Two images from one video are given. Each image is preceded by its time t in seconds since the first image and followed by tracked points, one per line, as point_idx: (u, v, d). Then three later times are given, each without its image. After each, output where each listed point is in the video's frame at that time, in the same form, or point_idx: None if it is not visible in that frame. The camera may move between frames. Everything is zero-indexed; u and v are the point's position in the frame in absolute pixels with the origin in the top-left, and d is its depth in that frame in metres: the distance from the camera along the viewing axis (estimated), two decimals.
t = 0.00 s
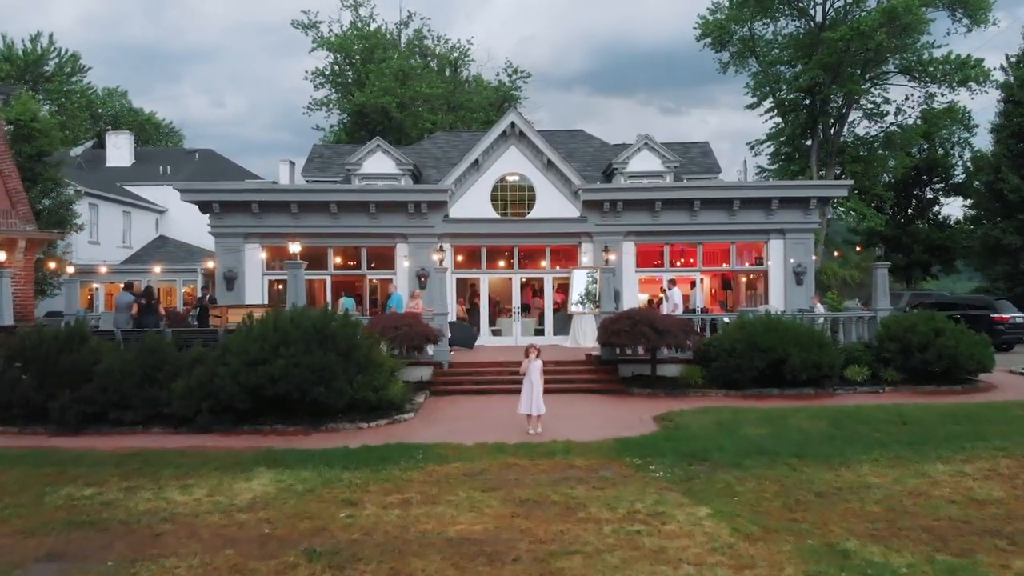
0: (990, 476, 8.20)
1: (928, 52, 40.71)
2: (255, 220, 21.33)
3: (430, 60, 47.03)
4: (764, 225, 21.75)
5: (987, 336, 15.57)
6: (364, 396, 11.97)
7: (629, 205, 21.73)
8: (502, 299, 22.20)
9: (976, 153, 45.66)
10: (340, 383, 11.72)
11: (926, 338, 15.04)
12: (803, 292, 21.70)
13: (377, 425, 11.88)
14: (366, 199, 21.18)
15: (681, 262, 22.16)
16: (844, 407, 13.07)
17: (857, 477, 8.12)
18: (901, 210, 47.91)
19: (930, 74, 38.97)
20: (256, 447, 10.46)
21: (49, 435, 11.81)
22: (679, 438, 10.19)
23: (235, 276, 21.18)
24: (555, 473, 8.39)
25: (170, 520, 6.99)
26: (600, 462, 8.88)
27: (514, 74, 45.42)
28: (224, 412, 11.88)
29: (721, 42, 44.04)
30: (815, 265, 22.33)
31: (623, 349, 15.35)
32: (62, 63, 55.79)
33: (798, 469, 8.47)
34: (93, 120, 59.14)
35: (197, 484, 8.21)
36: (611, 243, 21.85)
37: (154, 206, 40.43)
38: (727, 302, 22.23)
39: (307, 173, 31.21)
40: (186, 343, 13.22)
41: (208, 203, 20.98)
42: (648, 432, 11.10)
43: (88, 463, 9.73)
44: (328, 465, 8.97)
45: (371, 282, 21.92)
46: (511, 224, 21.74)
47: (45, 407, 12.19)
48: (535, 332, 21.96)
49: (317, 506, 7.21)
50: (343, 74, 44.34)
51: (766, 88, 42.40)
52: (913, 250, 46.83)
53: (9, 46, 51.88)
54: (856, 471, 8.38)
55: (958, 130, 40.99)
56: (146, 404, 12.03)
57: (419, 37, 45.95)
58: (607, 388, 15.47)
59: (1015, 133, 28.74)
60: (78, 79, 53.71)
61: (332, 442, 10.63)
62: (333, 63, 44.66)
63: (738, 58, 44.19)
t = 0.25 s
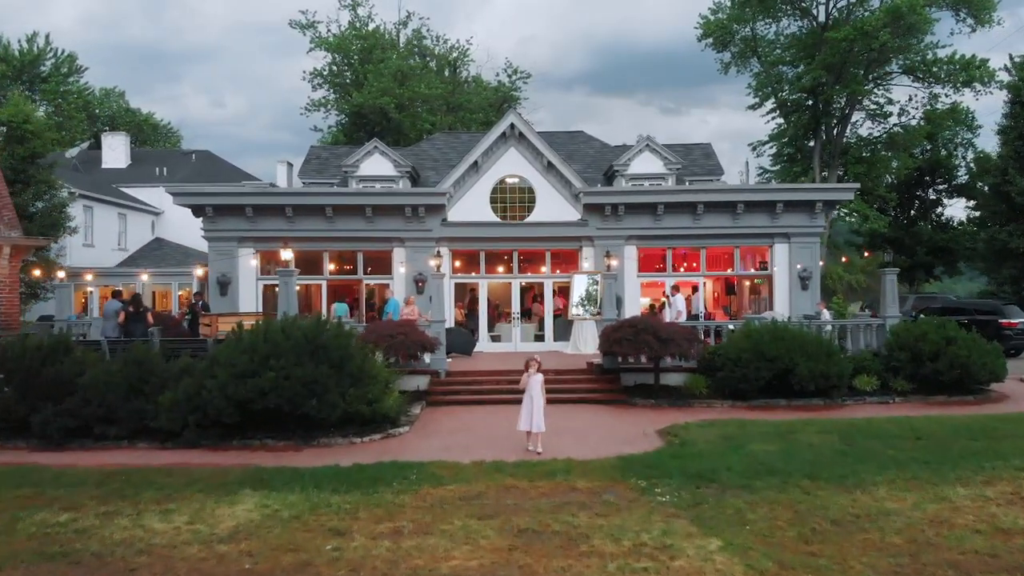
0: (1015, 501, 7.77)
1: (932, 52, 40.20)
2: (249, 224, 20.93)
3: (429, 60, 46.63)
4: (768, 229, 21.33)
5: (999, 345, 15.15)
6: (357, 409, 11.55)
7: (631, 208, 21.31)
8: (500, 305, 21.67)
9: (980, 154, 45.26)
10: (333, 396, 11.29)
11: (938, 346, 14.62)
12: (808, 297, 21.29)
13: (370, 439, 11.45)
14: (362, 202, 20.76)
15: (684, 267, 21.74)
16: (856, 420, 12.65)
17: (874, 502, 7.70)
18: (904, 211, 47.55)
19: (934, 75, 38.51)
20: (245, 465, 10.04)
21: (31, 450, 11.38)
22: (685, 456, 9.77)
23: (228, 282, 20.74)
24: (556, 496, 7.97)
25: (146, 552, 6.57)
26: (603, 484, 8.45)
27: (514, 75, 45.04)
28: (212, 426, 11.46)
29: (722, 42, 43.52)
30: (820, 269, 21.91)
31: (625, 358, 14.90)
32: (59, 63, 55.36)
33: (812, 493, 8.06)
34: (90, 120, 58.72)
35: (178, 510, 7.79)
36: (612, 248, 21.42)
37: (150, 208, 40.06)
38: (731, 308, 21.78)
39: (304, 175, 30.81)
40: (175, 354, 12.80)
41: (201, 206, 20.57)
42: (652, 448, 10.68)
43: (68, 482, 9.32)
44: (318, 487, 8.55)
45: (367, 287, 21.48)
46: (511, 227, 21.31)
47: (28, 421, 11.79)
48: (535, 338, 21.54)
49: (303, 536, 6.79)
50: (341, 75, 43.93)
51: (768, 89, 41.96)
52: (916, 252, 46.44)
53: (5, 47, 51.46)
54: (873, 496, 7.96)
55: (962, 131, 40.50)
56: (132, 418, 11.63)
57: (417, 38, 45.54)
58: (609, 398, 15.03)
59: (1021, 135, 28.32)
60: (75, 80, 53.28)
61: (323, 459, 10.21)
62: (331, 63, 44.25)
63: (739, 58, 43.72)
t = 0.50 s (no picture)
0: None
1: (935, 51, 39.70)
2: (243, 227, 20.50)
3: (428, 59, 46.19)
4: (773, 232, 20.90)
5: (1013, 353, 14.71)
6: (349, 423, 11.13)
7: (633, 211, 20.87)
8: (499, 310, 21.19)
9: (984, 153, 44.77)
10: (324, 410, 10.88)
11: (949, 355, 14.19)
12: (814, 301, 20.86)
13: (363, 454, 11.05)
14: (358, 205, 20.33)
15: (687, 270, 21.31)
16: (866, 433, 12.23)
17: (892, 529, 7.28)
18: (907, 211, 47.12)
19: (938, 74, 38.04)
20: (231, 484, 9.62)
21: (11, 465, 10.96)
22: (691, 474, 9.33)
23: (222, 285, 20.34)
24: (557, 521, 7.55)
25: None
26: (606, 507, 8.03)
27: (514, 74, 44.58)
28: (198, 440, 11.04)
29: (723, 41, 43.03)
30: (826, 273, 21.47)
31: (627, 367, 14.44)
32: (56, 62, 54.88)
33: (826, 519, 7.64)
34: (86, 119, 58.26)
35: (158, 537, 7.37)
36: (613, 252, 20.97)
37: (146, 209, 39.64)
38: (735, 312, 21.33)
39: (300, 175, 30.38)
40: (162, 365, 12.37)
41: (193, 209, 20.14)
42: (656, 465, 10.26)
43: (45, 503, 8.89)
44: (306, 510, 8.13)
45: (363, 290, 21.06)
46: (510, 230, 20.86)
47: (9, 435, 11.36)
48: (534, 343, 21.11)
49: (287, 569, 6.36)
50: (339, 74, 43.45)
51: (770, 88, 41.48)
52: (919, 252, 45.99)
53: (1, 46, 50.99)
54: (891, 522, 7.53)
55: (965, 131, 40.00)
56: (116, 432, 11.20)
57: (416, 36, 45.08)
58: (611, 407, 14.60)
59: None
60: (71, 79, 52.80)
61: (313, 477, 9.81)
62: (329, 62, 43.80)
63: (741, 57, 43.26)
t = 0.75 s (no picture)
0: None
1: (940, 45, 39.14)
2: (236, 226, 20.06)
3: (426, 53, 45.65)
4: (778, 231, 20.46)
5: None
6: (341, 434, 10.71)
7: (635, 209, 20.43)
8: (499, 310, 20.78)
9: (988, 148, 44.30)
10: (315, 421, 10.47)
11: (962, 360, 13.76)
12: (820, 301, 20.43)
13: (356, 466, 10.62)
14: (354, 203, 19.87)
15: (690, 270, 20.87)
16: (877, 442, 11.81)
17: (913, 556, 6.86)
18: (910, 206, 46.66)
19: (942, 68, 37.52)
20: (217, 500, 9.20)
21: None
22: (699, 491, 8.92)
23: (214, 285, 19.91)
24: (557, 546, 7.13)
25: None
26: (610, 529, 7.62)
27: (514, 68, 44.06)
28: (184, 453, 10.63)
29: (725, 35, 42.47)
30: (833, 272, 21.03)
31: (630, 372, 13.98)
32: (51, 56, 54.33)
33: (842, 543, 7.22)
34: (82, 114, 57.69)
35: (135, 564, 6.96)
36: (615, 252, 20.52)
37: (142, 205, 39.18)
38: (739, 312, 20.95)
39: (296, 171, 29.93)
40: (149, 373, 11.96)
41: (186, 207, 19.70)
42: (662, 479, 9.84)
43: (21, 522, 8.48)
44: (293, 532, 7.71)
45: (359, 290, 20.60)
46: (509, 228, 20.42)
47: None
48: (534, 344, 20.69)
49: None
50: (336, 68, 42.94)
51: (773, 83, 40.94)
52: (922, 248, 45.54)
53: None
54: (913, 548, 7.11)
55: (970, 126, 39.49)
56: (100, 443, 10.79)
57: (414, 29, 44.54)
58: (613, 414, 14.19)
59: None
60: (67, 73, 52.26)
61: (303, 494, 9.39)
62: (327, 56, 43.28)
63: (743, 51, 42.72)
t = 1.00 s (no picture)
0: None
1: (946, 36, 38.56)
2: (229, 223, 19.63)
3: (425, 45, 45.09)
4: (784, 228, 20.02)
5: None
6: (333, 445, 10.30)
7: (637, 206, 19.97)
8: (498, 309, 20.33)
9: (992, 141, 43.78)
10: (305, 431, 10.06)
11: (976, 365, 13.34)
12: (826, 300, 20.01)
13: (348, 479, 10.21)
14: (350, 199, 19.41)
15: (693, 267, 20.44)
16: (889, 452, 11.40)
17: None
18: (914, 199, 46.18)
19: (948, 61, 36.96)
20: (202, 518, 8.80)
21: None
22: (706, 510, 8.53)
23: (207, 284, 19.52)
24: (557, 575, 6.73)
25: None
26: (613, 555, 7.21)
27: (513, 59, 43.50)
28: (170, 465, 10.23)
29: (728, 26, 41.87)
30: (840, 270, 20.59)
31: (633, 377, 13.54)
32: (46, 48, 53.75)
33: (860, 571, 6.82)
34: (78, 107, 57.11)
35: None
36: (617, 252, 20.08)
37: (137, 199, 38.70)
38: (744, 310, 20.46)
39: (292, 165, 29.46)
40: (134, 380, 11.55)
41: (177, 204, 19.25)
42: (667, 494, 9.44)
43: None
44: (279, 557, 7.31)
45: (355, 289, 20.17)
46: (508, 225, 19.97)
47: None
48: (534, 343, 20.27)
49: None
50: (334, 60, 42.41)
51: (776, 75, 40.37)
52: (925, 241, 45.07)
53: None
54: None
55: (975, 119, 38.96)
56: (83, 455, 10.39)
57: (413, 20, 43.96)
58: (616, 419, 13.77)
59: None
60: (62, 65, 51.68)
61: (293, 511, 9.00)
62: (324, 48, 42.74)
63: (746, 43, 42.14)
